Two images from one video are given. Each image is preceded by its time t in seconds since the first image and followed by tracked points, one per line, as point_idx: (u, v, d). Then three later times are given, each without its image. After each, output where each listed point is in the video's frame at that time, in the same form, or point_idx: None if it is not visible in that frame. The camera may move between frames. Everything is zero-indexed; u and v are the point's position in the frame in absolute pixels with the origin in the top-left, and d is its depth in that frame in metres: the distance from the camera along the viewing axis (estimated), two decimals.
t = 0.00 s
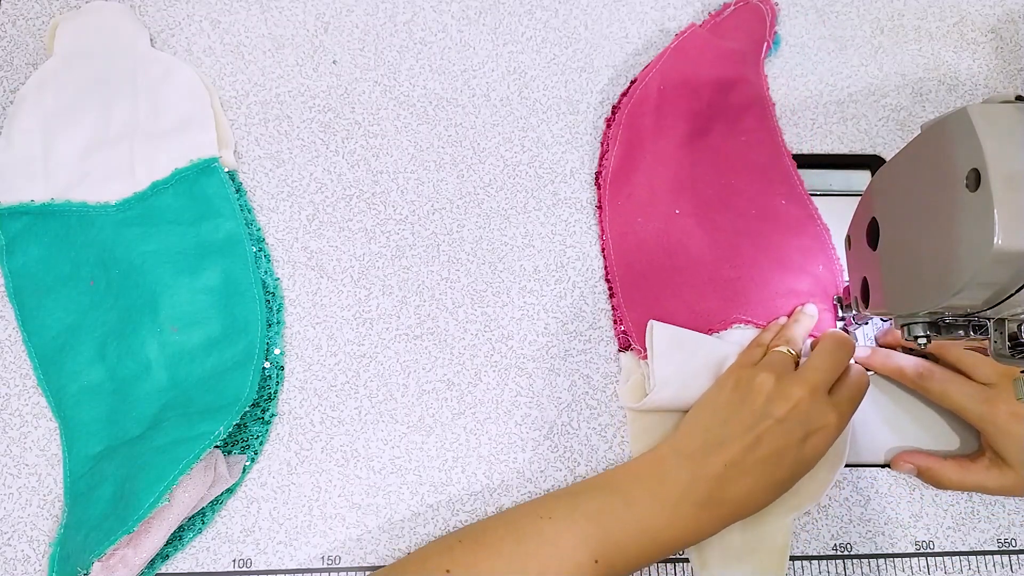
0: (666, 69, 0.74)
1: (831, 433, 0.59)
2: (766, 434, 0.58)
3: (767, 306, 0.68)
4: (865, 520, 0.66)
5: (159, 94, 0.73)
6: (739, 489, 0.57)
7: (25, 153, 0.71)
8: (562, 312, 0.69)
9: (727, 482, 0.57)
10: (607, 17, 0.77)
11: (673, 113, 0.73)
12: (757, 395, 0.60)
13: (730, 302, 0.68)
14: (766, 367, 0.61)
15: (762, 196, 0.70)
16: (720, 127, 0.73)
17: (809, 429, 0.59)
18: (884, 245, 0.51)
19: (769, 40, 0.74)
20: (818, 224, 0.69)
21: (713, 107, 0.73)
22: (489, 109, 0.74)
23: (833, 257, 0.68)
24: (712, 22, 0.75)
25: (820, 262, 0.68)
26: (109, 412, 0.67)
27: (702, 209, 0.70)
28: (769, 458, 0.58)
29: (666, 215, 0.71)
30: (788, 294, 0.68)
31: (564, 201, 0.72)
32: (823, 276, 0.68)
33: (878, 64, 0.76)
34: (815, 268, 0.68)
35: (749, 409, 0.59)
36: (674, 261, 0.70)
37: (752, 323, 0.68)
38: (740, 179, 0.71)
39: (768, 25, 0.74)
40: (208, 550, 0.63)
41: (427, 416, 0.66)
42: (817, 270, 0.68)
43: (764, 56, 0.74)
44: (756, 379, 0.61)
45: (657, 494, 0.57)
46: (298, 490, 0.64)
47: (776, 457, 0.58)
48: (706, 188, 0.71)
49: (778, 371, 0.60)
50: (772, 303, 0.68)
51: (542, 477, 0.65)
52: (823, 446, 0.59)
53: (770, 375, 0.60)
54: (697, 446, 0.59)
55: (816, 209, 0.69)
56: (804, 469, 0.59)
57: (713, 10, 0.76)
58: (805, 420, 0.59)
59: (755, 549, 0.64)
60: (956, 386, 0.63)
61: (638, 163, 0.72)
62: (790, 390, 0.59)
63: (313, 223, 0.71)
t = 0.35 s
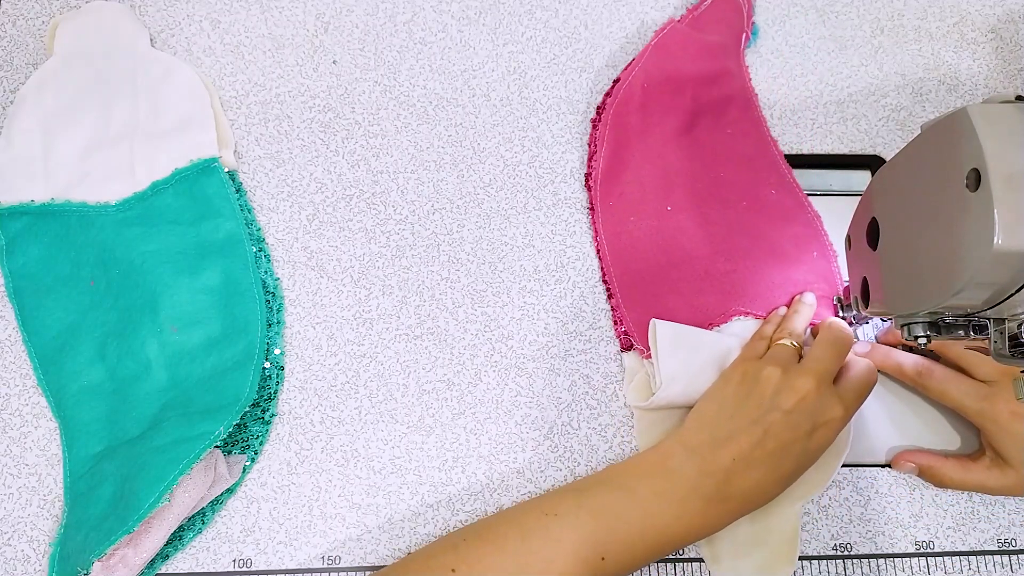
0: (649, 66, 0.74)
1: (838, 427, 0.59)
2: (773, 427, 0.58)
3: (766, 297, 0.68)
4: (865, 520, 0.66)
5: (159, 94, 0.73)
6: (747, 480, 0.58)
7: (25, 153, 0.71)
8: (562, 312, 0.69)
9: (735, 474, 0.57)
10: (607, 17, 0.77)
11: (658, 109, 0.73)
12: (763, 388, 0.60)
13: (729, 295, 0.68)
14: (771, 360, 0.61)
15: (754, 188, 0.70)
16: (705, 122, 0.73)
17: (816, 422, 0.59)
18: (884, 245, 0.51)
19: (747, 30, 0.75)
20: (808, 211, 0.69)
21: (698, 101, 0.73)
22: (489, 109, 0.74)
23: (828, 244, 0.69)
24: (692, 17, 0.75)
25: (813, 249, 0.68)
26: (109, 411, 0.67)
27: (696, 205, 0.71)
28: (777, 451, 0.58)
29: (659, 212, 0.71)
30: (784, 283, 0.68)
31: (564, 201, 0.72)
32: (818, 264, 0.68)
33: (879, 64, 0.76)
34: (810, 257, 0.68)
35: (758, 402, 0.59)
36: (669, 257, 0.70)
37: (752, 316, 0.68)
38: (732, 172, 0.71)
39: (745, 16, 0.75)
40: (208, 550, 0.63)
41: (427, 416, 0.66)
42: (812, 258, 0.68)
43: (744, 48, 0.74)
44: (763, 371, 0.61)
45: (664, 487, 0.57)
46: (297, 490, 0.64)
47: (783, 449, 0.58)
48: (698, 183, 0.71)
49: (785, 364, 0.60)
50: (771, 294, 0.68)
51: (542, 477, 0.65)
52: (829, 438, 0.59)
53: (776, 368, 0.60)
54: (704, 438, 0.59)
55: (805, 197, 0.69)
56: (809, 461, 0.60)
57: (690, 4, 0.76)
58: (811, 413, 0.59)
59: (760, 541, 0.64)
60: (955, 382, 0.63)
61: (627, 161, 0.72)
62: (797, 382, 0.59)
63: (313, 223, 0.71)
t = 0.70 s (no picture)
0: (644, 61, 0.74)
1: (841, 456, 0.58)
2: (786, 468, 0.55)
3: (764, 291, 0.68)
4: (865, 520, 0.66)
5: (159, 95, 0.73)
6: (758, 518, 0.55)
7: (25, 153, 0.71)
8: (562, 313, 0.69)
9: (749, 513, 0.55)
10: (607, 17, 0.77)
11: (653, 105, 0.73)
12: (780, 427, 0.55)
13: (727, 289, 0.69)
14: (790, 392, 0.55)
15: (750, 182, 0.71)
16: (700, 117, 0.73)
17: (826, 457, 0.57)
18: (884, 245, 0.51)
19: (741, 26, 0.75)
20: (806, 204, 0.70)
21: (692, 96, 0.73)
22: (489, 109, 0.74)
23: (824, 236, 0.69)
24: (686, 12, 0.75)
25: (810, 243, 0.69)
26: (109, 411, 0.67)
27: (693, 200, 0.71)
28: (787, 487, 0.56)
29: (656, 208, 0.71)
30: (782, 277, 0.69)
31: (564, 201, 0.72)
32: (814, 257, 0.69)
33: (878, 64, 0.76)
34: (806, 250, 0.69)
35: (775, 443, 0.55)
36: (666, 253, 0.70)
37: (752, 309, 0.68)
38: (728, 167, 0.71)
39: (740, 12, 0.75)
40: (208, 550, 0.63)
41: (427, 416, 0.66)
42: (808, 251, 0.69)
43: (738, 44, 0.75)
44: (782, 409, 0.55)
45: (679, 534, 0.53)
46: (297, 490, 0.64)
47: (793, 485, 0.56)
48: (694, 178, 0.71)
49: (801, 398, 0.55)
50: (769, 289, 0.68)
51: (542, 477, 0.65)
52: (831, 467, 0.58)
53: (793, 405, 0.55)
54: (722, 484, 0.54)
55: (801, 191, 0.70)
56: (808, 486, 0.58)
57: (682, 1, 0.76)
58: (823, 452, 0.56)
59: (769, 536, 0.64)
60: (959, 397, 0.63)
61: (622, 158, 0.72)
62: (809, 420, 0.55)
63: (313, 223, 0.71)
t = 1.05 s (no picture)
0: (644, 62, 0.74)
1: (835, 483, 0.53)
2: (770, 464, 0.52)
3: (763, 292, 0.68)
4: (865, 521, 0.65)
5: (159, 95, 0.74)
6: (720, 512, 0.53)
7: (25, 153, 0.71)
8: (562, 312, 0.69)
9: (712, 500, 0.52)
10: (607, 17, 0.77)
11: (653, 105, 0.73)
12: (771, 421, 0.52)
13: (726, 290, 0.68)
14: (778, 384, 0.53)
15: (751, 182, 0.70)
16: (700, 117, 0.73)
17: (813, 474, 0.53)
18: (884, 245, 0.51)
19: (741, 26, 0.75)
20: (807, 203, 0.69)
21: (692, 96, 0.73)
22: (489, 109, 0.74)
23: (825, 236, 0.68)
24: (686, 12, 0.75)
25: (811, 241, 0.68)
26: (109, 411, 0.67)
27: (692, 201, 0.71)
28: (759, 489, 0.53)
29: (655, 208, 0.71)
30: (782, 277, 0.68)
31: (565, 201, 0.72)
32: (815, 258, 0.68)
33: (878, 65, 0.76)
34: (806, 250, 0.68)
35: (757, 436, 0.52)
36: (666, 254, 0.70)
37: (751, 309, 0.68)
38: (728, 167, 0.71)
39: (740, 11, 0.75)
40: (208, 550, 0.63)
41: (427, 416, 0.66)
42: (808, 251, 0.68)
43: (738, 44, 0.75)
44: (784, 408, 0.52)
45: (640, 507, 0.51)
46: (297, 490, 0.64)
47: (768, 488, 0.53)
48: (693, 178, 0.71)
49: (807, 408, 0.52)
50: (770, 290, 0.68)
51: (542, 477, 0.65)
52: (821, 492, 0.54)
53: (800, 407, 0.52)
54: (690, 458, 0.52)
55: (800, 189, 0.69)
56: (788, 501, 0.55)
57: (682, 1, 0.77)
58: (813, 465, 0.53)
59: (771, 539, 0.64)
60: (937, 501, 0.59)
61: (623, 158, 0.72)
62: (790, 412, 0.52)
63: (313, 223, 0.71)
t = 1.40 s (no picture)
0: (644, 62, 0.74)
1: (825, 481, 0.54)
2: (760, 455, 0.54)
3: (763, 292, 0.68)
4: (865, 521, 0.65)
5: (159, 95, 0.74)
6: (712, 499, 0.55)
7: (25, 152, 0.71)
8: (562, 312, 0.69)
9: (704, 489, 0.54)
10: (607, 17, 0.77)
11: (653, 105, 0.74)
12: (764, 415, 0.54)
13: (726, 290, 0.68)
14: (773, 379, 0.55)
15: (750, 181, 0.70)
16: (701, 117, 0.73)
17: (804, 470, 0.54)
18: (884, 246, 0.51)
19: (742, 25, 0.75)
20: (806, 203, 0.69)
21: (692, 95, 0.73)
22: (489, 109, 0.74)
23: (825, 236, 0.68)
24: (686, 12, 0.75)
25: (811, 241, 0.68)
26: (109, 411, 0.67)
27: (692, 201, 0.71)
28: (753, 481, 0.54)
29: (655, 208, 0.71)
30: (782, 276, 0.68)
31: (565, 201, 0.72)
32: (815, 258, 0.68)
33: (878, 64, 0.76)
34: (806, 249, 0.68)
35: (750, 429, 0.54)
36: (666, 254, 0.70)
37: (751, 309, 0.68)
38: (727, 167, 0.71)
39: (740, 11, 0.75)
40: (208, 550, 0.63)
41: (427, 416, 0.66)
42: (808, 251, 0.68)
43: (738, 44, 0.75)
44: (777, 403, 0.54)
45: (635, 489, 0.54)
46: (298, 490, 0.64)
47: (760, 483, 0.54)
48: (693, 178, 0.71)
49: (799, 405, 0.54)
50: (770, 290, 0.68)
51: (542, 477, 0.65)
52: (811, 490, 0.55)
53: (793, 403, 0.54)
54: (686, 444, 0.55)
55: (799, 189, 0.69)
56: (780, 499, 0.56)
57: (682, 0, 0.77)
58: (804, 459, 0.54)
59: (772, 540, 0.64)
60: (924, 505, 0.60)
61: (623, 157, 0.73)
62: (784, 408, 0.54)
63: (313, 223, 0.71)
